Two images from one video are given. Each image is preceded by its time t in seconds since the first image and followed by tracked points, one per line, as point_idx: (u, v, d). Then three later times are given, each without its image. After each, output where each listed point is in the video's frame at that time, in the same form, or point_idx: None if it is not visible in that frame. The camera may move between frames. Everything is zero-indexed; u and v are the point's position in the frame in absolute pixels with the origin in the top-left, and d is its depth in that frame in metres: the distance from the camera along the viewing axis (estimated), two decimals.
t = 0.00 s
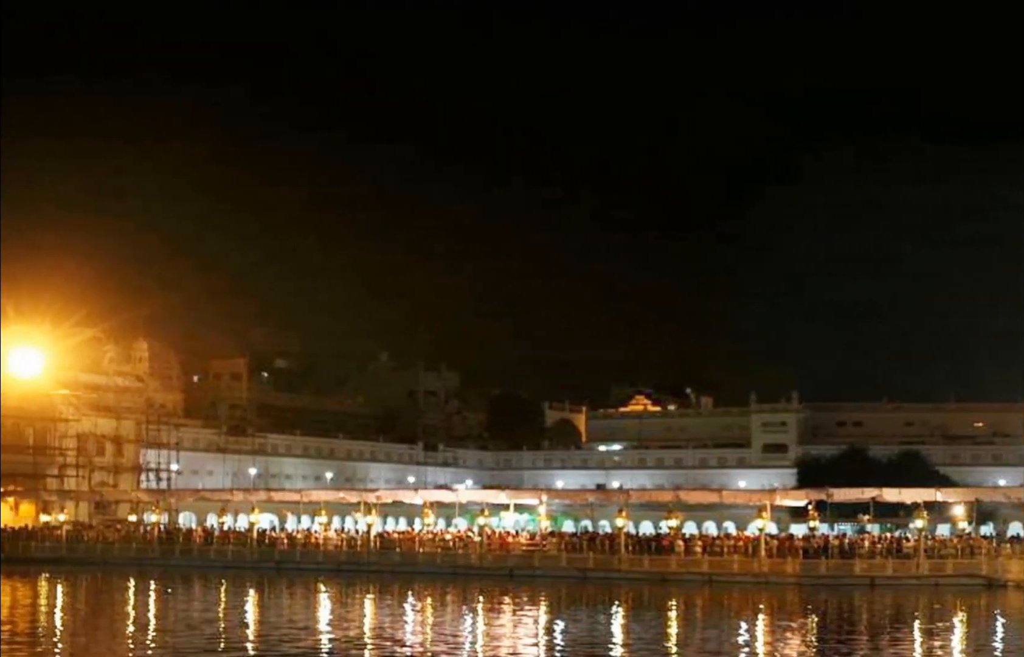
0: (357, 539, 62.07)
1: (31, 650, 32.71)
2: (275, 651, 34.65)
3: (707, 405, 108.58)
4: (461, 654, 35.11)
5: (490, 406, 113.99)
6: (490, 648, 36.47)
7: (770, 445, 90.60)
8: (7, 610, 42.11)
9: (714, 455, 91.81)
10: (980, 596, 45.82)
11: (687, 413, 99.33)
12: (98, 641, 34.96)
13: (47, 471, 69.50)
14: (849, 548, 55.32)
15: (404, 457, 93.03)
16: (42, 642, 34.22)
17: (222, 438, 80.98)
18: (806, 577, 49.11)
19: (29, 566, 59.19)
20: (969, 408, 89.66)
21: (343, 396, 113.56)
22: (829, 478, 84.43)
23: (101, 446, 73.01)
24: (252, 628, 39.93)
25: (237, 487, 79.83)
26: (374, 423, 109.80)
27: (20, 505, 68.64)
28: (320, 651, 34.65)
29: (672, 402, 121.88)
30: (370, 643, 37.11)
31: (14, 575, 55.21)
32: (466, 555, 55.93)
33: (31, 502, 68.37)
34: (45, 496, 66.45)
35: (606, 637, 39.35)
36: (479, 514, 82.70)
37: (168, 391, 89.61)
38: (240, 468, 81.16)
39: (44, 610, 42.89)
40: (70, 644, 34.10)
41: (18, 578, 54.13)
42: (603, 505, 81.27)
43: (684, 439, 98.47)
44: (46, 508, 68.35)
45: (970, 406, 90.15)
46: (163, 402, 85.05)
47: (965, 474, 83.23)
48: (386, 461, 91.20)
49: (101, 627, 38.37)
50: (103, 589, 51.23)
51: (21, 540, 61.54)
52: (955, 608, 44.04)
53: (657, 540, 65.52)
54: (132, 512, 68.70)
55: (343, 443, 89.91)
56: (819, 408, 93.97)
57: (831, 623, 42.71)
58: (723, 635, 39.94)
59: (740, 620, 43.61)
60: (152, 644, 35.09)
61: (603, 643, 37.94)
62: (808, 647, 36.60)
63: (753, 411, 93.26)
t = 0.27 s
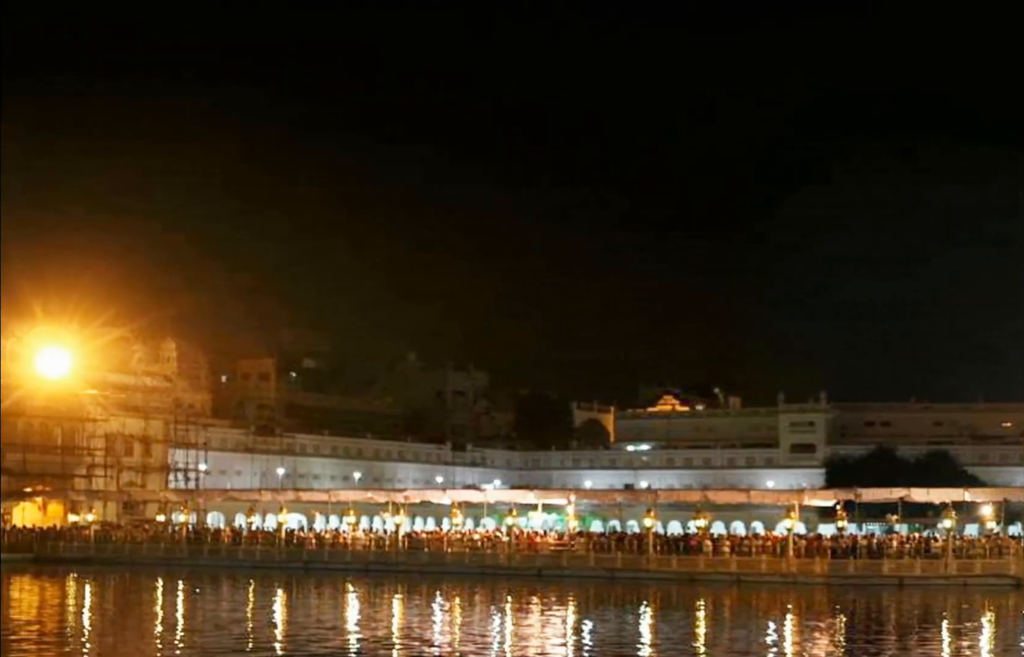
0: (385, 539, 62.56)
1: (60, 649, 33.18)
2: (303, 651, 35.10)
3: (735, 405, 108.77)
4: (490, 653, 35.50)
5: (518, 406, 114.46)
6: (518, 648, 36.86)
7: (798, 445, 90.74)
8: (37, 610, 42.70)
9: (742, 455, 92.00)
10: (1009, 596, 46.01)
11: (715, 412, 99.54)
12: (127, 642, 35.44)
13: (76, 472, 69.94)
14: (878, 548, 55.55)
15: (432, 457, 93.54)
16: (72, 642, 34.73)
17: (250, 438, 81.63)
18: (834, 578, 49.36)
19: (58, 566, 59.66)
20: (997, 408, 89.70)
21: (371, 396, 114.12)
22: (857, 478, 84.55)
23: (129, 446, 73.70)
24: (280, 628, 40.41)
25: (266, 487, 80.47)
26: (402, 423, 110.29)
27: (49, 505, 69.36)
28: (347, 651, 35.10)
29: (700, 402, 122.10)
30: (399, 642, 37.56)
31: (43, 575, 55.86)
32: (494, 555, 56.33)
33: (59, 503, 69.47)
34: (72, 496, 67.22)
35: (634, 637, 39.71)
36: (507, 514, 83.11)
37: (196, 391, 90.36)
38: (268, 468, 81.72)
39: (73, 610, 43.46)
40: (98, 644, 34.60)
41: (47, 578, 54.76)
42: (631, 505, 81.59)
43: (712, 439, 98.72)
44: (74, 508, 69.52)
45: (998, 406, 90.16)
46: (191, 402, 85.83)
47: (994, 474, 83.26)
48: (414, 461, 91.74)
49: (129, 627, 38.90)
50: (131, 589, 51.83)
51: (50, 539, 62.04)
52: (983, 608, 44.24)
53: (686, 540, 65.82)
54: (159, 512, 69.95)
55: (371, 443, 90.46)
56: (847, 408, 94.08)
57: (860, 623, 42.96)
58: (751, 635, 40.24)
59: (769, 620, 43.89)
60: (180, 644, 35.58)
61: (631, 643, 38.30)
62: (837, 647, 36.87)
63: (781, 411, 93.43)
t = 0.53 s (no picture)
0: (414, 539, 63.09)
1: (89, 649, 33.76)
2: (332, 651, 35.65)
3: (764, 406, 108.99)
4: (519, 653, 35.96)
5: (546, 406, 114.92)
6: (547, 648, 37.34)
7: (826, 445, 90.94)
8: (68, 610, 43.38)
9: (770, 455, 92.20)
10: None
11: (743, 413, 99.82)
12: (156, 642, 36.05)
13: (104, 472, 70.52)
14: (906, 548, 55.84)
15: (461, 458, 94.11)
16: (102, 642, 35.35)
17: (278, 438, 82.30)
18: (862, 578, 49.69)
19: (86, 566, 60.22)
20: None
21: (400, 396, 114.73)
22: (885, 479, 84.73)
23: (158, 446, 74.33)
24: (309, 628, 40.99)
25: (294, 487, 81.15)
26: (430, 423, 110.84)
27: (77, 505, 69.89)
28: (377, 651, 35.63)
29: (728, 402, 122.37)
30: (427, 642, 38.08)
31: (72, 575, 56.56)
32: (522, 555, 56.78)
33: (87, 503, 69.90)
34: (102, 496, 66.73)
35: (663, 637, 40.13)
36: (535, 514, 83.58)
37: (225, 391, 91.12)
38: (297, 468, 82.40)
39: (103, 610, 44.13)
40: (128, 644, 35.20)
41: (76, 578, 55.44)
42: (659, 505, 81.95)
43: (740, 439, 99.02)
44: (102, 508, 70.11)
45: None
46: (220, 402, 86.52)
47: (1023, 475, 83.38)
48: (443, 461, 92.30)
49: (158, 627, 39.53)
50: (160, 589, 52.49)
51: (78, 539, 62.63)
52: (1011, 609, 44.52)
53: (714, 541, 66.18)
54: (187, 512, 70.69)
55: (399, 443, 91.06)
56: (876, 408, 94.24)
57: (887, 623, 43.30)
58: (779, 635, 40.64)
59: (797, 620, 44.26)
60: (210, 644, 36.18)
61: (659, 643, 38.73)
62: (864, 647, 37.24)
63: (809, 411, 93.63)
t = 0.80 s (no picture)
0: (443, 539, 63.29)
1: (117, 649, 33.99)
2: (360, 651, 35.85)
3: (792, 406, 108.88)
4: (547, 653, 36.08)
5: (574, 407, 115.03)
6: (576, 648, 37.47)
7: (855, 445, 90.80)
8: (96, 610, 43.70)
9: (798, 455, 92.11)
10: None
11: (771, 413, 99.76)
12: (184, 642, 36.32)
13: (132, 472, 70.86)
14: (934, 548, 55.79)
15: (489, 457, 94.31)
16: (129, 642, 35.62)
17: (307, 438, 82.59)
18: (890, 578, 49.69)
19: (114, 566, 60.53)
20: None
21: (428, 397, 115.00)
22: (914, 479, 84.57)
23: (186, 446, 74.63)
24: (337, 628, 41.21)
25: (322, 487, 81.46)
26: (458, 423, 111.04)
27: (105, 506, 70.23)
28: (404, 651, 35.82)
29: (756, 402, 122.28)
30: (455, 643, 38.25)
31: (101, 575, 56.96)
32: (550, 555, 56.90)
33: (115, 502, 70.24)
34: (130, 497, 67.11)
35: (691, 637, 40.23)
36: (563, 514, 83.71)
37: (253, 391, 91.53)
38: (325, 468, 82.71)
39: (130, 610, 44.45)
40: (155, 644, 35.44)
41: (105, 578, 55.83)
42: (687, 505, 81.96)
43: (768, 439, 98.96)
44: (130, 508, 70.38)
45: None
46: (248, 402, 86.91)
47: None
48: (471, 461, 92.52)
49: (186, 627, 39.82)
50: (189, 589, 52.82)
51: (106, 539, 63.00)
52: None
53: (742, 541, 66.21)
54: (216, 512, 71.08)
55: (428, 443, 91.31)
56: (904, 408, 94.06)
57: (915, 623, 43.31)
58: (807, 635, 40.69)
59: (825, 620, 44.29)
60: (237, 644, 36.41)
61: (688, 643, 38.82)
62: (892, 647, 37.28)
63: (837, 411, 93.51)
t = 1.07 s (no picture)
0: (471, 539, 63.52)
1: (144, 649, 34.26)
2: (388, 651, 36.06)
3: (820, 405, 108.77)
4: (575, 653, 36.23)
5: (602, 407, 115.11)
6: (604, 648, 37.61)
7: (883, 445, 90.67)
8: (124, 610, 44.03)
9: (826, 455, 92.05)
10: None
11: (800, 412, 99.70)
12: (211, 642, 36.60)
13: (160, 472, 71.17)
14: (962, 548, 55.75)
15: (517, 457, 94.53)
16: (156, 642, 35.90)
17: (335, 438, 82.89)
18: (918, 578, 49.71)
19: (142, 566, 60.84)
20: None
21: (457, 397, 115.25)
22: (942, 479, 84.43)
23: (214, 446, 75.04)
24: (365, 628, 41.45)
25: (350, 487, 81.79)
26: (486, 423, 111.24)
27: (133, 506, 70.73)
28: (432, 651, 36.02)
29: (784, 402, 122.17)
30: (484, 643, 38.42)
31: (130, 575, 57.36)
32: (578, 555, 57.03)
33: (143, 503, 70.76)
34: (158, 497, 67.51)
35: (719, 637, 40.34)
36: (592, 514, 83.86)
37: (282, 391, 91.94)
38: (353, 468, 83.08)
39: (158, 610, 44.78)
40: (182, 644, 35.72)
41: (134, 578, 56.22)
42: (715, 505, 81.97)
43: (797, 439, 98.91)
44: (158, 508, 70.77)
45: None
46: (276, 402, 87.30)
47: None
48: (499, 461, 92.74)
49: (213, 627, 40.11)
50: (217, 589, 53.17)
51: (135, 538, 63.40)
52: None
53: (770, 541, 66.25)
54: (244, 512, 71.51)
55: (456, 443, 91.58)
56: (932, 408, 93.88)
57: (944, 623, 43.33)
58: (835, 635, 40.75)
59: (854, 620, 44.34)
60: (265, 644, 36.68)
61: (716, 643, 38.92)
62: (922, 647, 37.33)
63: (866, 411, 93.40)
